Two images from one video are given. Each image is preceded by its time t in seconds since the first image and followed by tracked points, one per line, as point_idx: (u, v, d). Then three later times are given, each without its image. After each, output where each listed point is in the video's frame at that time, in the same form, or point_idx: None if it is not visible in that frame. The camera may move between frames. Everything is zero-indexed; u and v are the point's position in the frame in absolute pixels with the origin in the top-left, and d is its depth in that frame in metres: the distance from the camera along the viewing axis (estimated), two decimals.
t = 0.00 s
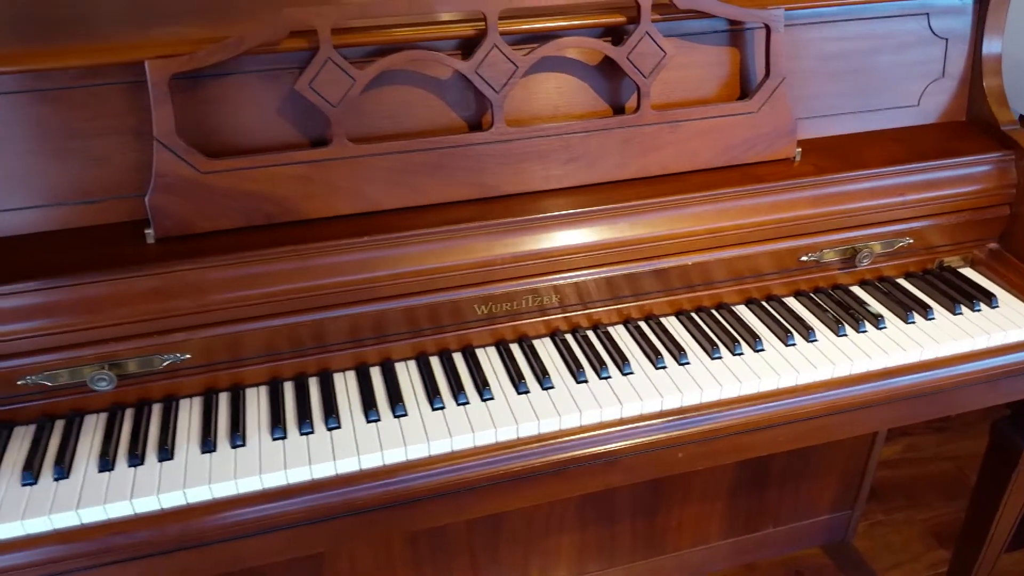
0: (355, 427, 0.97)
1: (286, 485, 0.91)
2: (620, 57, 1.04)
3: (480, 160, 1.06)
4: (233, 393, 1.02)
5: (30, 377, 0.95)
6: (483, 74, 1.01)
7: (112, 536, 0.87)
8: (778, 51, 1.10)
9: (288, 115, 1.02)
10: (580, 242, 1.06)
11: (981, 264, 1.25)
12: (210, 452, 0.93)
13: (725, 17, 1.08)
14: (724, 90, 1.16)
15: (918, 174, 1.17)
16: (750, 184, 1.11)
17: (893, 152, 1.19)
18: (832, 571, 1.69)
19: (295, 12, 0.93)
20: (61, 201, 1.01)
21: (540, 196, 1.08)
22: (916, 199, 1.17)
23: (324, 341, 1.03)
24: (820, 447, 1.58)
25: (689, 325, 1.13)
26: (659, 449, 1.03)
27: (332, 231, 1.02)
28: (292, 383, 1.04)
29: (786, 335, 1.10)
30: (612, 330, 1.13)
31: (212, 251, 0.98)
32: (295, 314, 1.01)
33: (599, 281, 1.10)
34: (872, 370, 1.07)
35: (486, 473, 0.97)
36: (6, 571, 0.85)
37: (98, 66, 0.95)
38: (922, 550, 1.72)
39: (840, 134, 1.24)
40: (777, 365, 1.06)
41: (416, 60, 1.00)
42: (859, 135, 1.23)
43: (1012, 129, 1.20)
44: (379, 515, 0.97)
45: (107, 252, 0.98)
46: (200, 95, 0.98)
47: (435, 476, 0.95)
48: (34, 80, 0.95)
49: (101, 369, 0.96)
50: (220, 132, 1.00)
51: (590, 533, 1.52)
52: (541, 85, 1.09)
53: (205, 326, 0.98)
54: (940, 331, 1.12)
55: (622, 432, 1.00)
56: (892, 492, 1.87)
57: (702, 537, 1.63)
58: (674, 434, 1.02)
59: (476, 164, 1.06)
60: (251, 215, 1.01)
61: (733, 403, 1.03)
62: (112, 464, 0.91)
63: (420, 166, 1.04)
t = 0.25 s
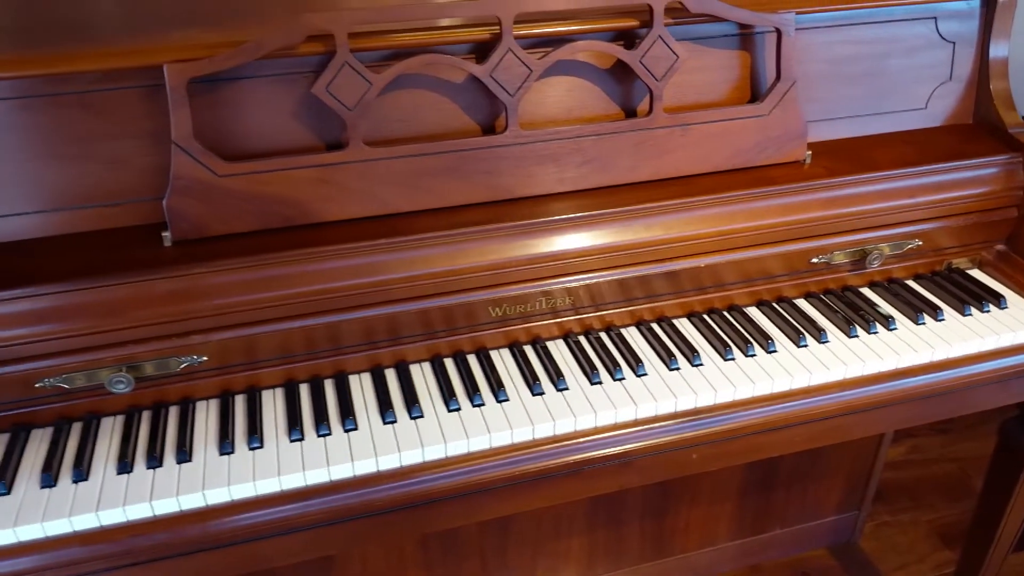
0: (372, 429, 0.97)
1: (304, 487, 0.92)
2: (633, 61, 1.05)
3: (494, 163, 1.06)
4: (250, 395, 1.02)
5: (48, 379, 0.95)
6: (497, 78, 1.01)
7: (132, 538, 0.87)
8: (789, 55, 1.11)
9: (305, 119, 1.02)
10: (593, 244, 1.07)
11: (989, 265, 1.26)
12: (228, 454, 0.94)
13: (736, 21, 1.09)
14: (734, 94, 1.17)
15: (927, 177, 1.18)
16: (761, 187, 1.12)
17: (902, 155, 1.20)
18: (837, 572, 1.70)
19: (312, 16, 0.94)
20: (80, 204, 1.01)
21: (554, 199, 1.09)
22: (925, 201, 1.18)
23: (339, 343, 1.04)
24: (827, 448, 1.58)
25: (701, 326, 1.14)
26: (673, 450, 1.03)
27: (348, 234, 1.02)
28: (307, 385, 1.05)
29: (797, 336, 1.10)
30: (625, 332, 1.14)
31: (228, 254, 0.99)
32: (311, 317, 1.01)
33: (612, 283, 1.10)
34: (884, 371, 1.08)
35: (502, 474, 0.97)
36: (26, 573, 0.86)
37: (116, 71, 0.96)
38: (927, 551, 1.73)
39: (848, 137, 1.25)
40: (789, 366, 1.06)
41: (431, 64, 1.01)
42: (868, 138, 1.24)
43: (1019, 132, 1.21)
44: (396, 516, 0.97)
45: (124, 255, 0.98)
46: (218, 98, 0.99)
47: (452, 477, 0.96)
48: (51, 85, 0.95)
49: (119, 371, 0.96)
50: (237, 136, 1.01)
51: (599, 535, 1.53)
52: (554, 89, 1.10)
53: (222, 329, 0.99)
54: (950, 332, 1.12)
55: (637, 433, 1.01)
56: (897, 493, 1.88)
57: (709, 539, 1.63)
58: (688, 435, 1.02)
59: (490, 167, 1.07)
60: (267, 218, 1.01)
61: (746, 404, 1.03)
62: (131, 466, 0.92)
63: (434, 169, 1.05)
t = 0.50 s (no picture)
0: (389, 428, 0.98)
1: (322, 485, 0.92)
2: (645, 61, 1.06)
3: (507, 164, 1.07)
4: (266, 395, 1.03)
5: (68, 380, 0.96)
6: (511, 79, 1.02)
7: (153, 537, 0.88)
8: (800, 55, 1.12)
9: (320, 121, 1.03)
10: (606, 243, 1.08)
11: (997, 263, 1.27)
12: (247, 453, 0.94)
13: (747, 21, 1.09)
14: (744, 94, 1.18)
15: (935, 176, 1.18)
16: (772, 186, 1.12)
17: (911, 154, 1.21)
18: (845, 571, 1.70)
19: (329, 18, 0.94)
20: (98, 206, 1.02)
21: (566, 199, 1.10)
22: (934, 200, 1.19)
23: (355, 343, 1.05)
24: (835, 446, 1.59)
25: (713, 325, 1.15)
26: (686, 448, 1.04)
27: (363, 235, 1.03)
28: (323, 385, 1.05)
29: (809, 334, 1.11)
30: (637, 331, 1.14)
31: (245, 254, 0.99)
32: (327, 317, 1.02)
33: (624, 282, 1.11)
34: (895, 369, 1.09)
35: (518, 472, 0.98)
36: (48, 572, 0.86)
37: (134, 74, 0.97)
38: (933, 549, 1.74)
39: (857, 136, 1.25)
40: (802, 364, 1.07)
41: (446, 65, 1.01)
42: (877, 138, 1.25)
43: None
44: (413, 514, 0.98)
45: (142, 256, 0.99)
46: (234, 100, 0.99)
47: (469, 475, 0.96)
48: (71, 87, 0.97)
49: (138, 371, 0.97)
50: (253, 137, 1.02)
51: (609, 534, 1.54)
52: (566, 90, 1.10)
53: (239, 329, 1.00)
54: (960, 329, 1.13)
55: (651, 431, 1.01)
56: (903, 491, 1.89)
57: (717, 537, 1.64)
58: (701, 433, 1.03)
59: (504, 167, 1.07)
60: (284, 219, 1.02)
61: (759, 401, 1.04)
62: (150, 466, 0.93)
63: (448, 170, 1.06)
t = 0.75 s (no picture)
0: (404, 429, 0.98)
1: (340, 486, 0.93)
2: (656, 65, 1.07)
3: (519, 167, 1.08)
4: (281, 397, 1.04)
5: (85, 384, 0.97)
6: (524, 82, 1.04)
7: (173, 538, 0.88)
8: (808, 58, 1.13)
9: (335, 124, 1.05)
10: (617, 245, 1.09)
11: (1001, 263, 1.28)
12: (264, 455, 0.95)
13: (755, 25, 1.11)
14: (752, 96, 1.19)
15: (941, 176, 1.20)
16: (781, 188, 1.14)
17: (916, 155, 1.22)
18: (850, 570, 1.71)
19: (344, 23, 0.95)
20: (114, 210, 1.03)
21: (577, 201, 1.11)
22: (940, 200, 1.20)
23: (369, 345, 1.06)
24: (841, 446, 1.60)
25: (722, 326, 1.16)
26: (698, 447, 1.05)
27: (377, 238, 1.04)
28: (338, 387, 1.06)
29: (818, 334, 1.12)
30: (648, 332, 1.15)
31: (261, 257, 1.00)
32: (342, 319, 1.03)
33: (634, 284, 1.12)
34: (904, 368, 1.10)
35: (533, 472, 0.99)
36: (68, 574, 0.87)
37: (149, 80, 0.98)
38: (937, 548, 1.75)
39: (862, 138, 1.27)
40: (812, 364, 1.08)
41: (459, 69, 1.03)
42: (882, 139, 1.26)
43: None
44: (429, 514, 0.99)
45: (158, 260, 1.00)
46: (251, 104, 1.01)
47: (485, 476, 0.97)
48: (86, 92, 0.97)
49: (155, 375, 0.98)
50: (268, 141, 1.03)
51: (617, 534, 1.55)
52: (577, 94, 1.11)
53: (255, 332, 1.00)
54: (967, 328, 1.14)
55: (665, 431, 1.02)
56: (906, 491, 1.90)
57: (724, 538, 1.65)
58: (714, 432, 1.04)
59: (515, 170, 1.08)
60: (298, 222, 1.03)
61: (771, 401, 1.05)
62: (169, 468, 0.93)
63: (461, 173, 1.07)
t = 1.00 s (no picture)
0: (402, 436, 0.99)
1: (339, 494, 0.93)
2: (649, 75, 1.09)
3: (514, 175, 1.09)
4: (278, 405, 1.04)
5: (81, 392, 0.96)
6: (520, 92, 1.05)
7: (171, 547, 0.88)
8: (799, 69, 1.15)
9: (332, 132, 1.05)
10: (612, 252, 1.10)
11: (986, 271, 1.31)
12: (262, 462, 0.95)
13: (746, 36, 1.12)
14: (742, 107, 1.21)
15: (927, 186, 1.22)
16: (772, 196, 1.15)
17: (903, 165, 1.24)
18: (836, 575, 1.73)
19: (344, 32, 0.96)
20: (110, 217, 1.03)
21: (571, 210, 1.12)
22: (926, 209, 1.22)
23: (366, 353, 1.06)
24: (828, 452, 1.62)
25: (715, 332, 1.17)
26: (693, 453, 1.06)
27: (374, 245, 1.05)
28: (334, 395, 1.06)
29: (809, 340, 1.14)
30: (642, 339, 1.16)
31: (258, 265, 1.00)
32: (339, 326, 1.03)
33: (629, 291, 1.13)
34: (893, 373, 1.12)
35: (530, 478, 1.00)
36: None
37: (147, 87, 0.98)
38: (922, 552, 1.77)
39: (850, 148, 1.29)
40: (804, 370, 1.10)
41: (456, 78, 1.04)
42: (869, 149, 1.29)
43: (1013, 142, 1.26)
44: (427, 521, 0.99)
45: (155, 268, 1.00)
46: (251, 112, 1.02)
47: (482, 482, 0.98)
48: (86, 100, 0.98)
49: (152, 383, 0.98)
50: (265, 149, 1.03)
51: (607, 541, 1.55)
52: (571, 103, 1.13)
53: (253, 339, 1.00)
54: (954, 335, 1.16)
55: (660, 437, 1.03)
56: (890, 496, 1.92)
57: (712, 543, 1.66)
58: (708, 438, 1.05)
59: (511, 179, 1.09)
60: (295, 230, 1.03)
61: (764, 406, 1.06)
62: (166, 476, 0.93)
63: (457, 182, 1.08)
